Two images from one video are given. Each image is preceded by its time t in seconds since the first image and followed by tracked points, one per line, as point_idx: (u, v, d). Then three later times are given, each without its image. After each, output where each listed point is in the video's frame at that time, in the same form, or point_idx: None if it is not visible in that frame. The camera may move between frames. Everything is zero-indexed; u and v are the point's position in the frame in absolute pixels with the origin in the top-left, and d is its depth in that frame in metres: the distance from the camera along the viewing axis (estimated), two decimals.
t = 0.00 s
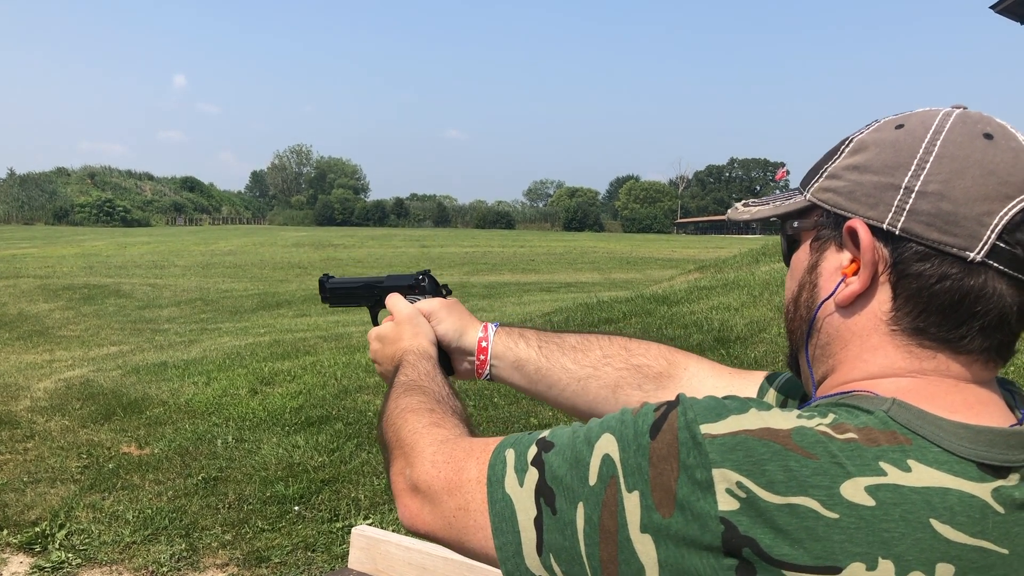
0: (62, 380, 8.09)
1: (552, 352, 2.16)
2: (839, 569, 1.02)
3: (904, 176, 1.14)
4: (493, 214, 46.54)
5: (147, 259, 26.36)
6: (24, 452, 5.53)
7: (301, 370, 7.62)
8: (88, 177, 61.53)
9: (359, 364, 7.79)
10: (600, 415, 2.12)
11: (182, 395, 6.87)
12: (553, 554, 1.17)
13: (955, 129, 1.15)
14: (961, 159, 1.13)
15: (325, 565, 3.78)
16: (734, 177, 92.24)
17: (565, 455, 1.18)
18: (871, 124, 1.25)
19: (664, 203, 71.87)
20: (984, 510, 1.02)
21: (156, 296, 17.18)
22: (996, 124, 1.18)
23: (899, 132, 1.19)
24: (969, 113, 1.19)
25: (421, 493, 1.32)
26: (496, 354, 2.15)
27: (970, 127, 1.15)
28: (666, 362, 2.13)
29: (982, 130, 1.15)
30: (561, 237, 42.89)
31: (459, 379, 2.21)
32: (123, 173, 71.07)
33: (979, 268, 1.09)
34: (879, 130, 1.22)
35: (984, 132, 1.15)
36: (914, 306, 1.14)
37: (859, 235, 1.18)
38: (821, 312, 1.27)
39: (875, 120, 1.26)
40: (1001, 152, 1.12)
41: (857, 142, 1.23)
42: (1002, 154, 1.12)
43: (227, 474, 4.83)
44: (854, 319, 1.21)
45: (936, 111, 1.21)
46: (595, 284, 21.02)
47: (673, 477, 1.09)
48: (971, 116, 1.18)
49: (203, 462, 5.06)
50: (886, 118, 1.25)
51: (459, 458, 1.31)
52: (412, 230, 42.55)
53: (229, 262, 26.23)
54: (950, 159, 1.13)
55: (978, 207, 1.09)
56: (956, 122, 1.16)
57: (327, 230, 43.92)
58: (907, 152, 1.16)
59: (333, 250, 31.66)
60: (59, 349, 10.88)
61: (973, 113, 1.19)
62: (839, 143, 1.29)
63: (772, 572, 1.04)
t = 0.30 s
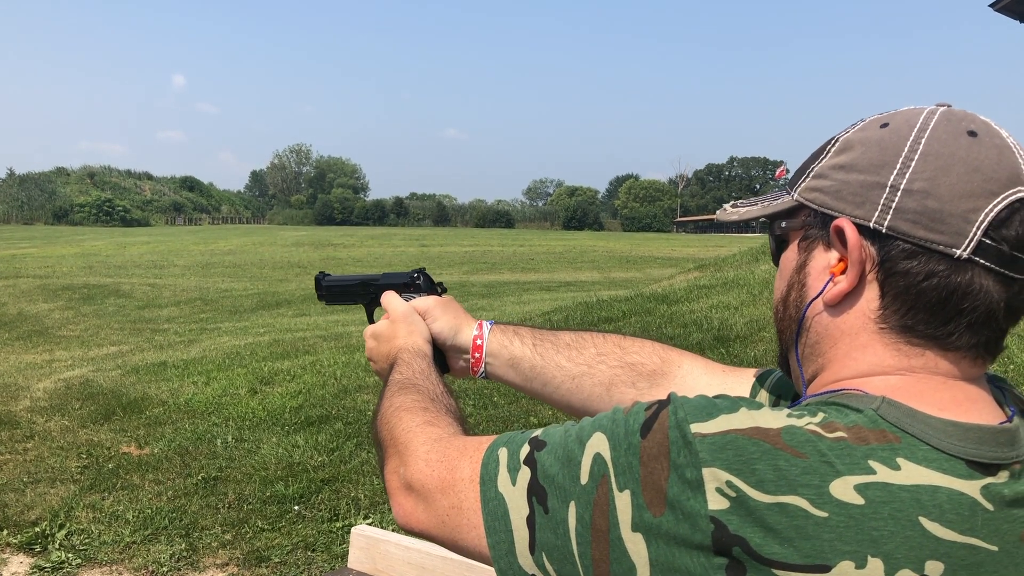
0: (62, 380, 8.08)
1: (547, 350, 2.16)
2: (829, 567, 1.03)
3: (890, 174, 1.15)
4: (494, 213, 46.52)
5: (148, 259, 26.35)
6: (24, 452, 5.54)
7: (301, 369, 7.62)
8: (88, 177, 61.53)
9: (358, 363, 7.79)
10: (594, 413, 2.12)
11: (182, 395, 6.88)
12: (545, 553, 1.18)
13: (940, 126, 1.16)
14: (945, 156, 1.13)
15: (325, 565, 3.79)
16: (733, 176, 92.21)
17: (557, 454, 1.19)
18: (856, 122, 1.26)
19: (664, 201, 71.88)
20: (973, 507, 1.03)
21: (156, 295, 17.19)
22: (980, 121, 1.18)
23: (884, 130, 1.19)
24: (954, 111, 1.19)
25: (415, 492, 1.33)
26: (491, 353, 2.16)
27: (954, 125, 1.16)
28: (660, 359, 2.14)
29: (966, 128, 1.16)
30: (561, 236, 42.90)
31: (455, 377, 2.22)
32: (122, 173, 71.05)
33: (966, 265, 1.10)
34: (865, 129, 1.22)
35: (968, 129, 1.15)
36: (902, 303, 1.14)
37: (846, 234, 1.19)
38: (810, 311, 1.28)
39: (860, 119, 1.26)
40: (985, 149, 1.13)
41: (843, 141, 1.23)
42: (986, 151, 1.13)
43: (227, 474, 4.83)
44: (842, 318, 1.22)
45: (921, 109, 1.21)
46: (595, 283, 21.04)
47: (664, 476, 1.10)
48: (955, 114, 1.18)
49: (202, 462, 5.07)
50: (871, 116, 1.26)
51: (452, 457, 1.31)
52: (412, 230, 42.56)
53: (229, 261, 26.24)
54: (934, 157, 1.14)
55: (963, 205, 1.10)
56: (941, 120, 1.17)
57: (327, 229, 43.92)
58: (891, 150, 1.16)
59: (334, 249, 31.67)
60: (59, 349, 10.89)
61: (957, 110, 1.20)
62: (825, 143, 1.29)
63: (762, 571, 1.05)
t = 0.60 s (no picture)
0: (62, 379, 8.08)
1: (549, 348, 2.16)
2: (832, 568, 1.02)
3: (893, 172, 1.15)
4: (493, 212, 46.48)
5: (147, 258, 26.34)
6: (24, 451, 5.54)
7: (301, 368, 7.62)
8: (87, 176, 61.49)
9: (359, 362, 7.78)
10: (596, 411, 2.12)
11: (182, 394, 6.87)
12: (545, 554, 1.18)
13: (943, 124, 1.15)
14: (948, 154, 1.13)
15: (325, 564, 3.78)
16: (733, 175, 92.19)
17: (558, 455, 1.18)
18: (859, 120, 1.26)
19: (664, 200, 71.91)
20: (975, 506, 1.03)
21: (156, 295, 17.17)
22: (983, 118, 1.18)
23: (887, 128, 1.19)
24: (957, 109, 1.19)
25: (415, 491, 1.33)
26: (493, 350, 2.15)
27: (958, 122, 1.15)
28: (662, 358, 2.14)
29: (971, 126, 1.15)
30: (561, 234, 42.85)
31: (457, 374, 2.22)
32: (122, 172, 71.02)
33: (969, 263, 1.09)
34: (867, 126, 1.22)
35: (972, 127, 1.15)
36: (905, 302, 1.14)
37: (849, 232, 1.19)
38: (812, 310, 1.28)
39: (863, 117, 1.26)
40: (989, 147, 1.13)
41: (846, 139, 1.23)
42: (990, 149, 1.12)
43: (227, 473, 4.83)
44: (845, 316, 1.22)
45: (924, 106, 1.21)
46: (595, 282, 21.03)
47: (665, 477, 1.09)
48: (959, 111, 1.18)
49: (203, 461, 5.07)
50: (874, 114, 1.25)
51: (453, 457, 1.31)
52: (412, 229, 42.52)
53: (229, 261, 26.22)
54: (937, 154, 1.13)
55: (966, 203, 1.10)
56: (944, 118, 1.16)
57: (327, 229, 43.90)
58: (894, 148, 1.16)
59: (334, 249, 31.65)
60: (59, 348, 10.88)
61: (961, 108, 1.19)
62: (827, 140, 1.29)
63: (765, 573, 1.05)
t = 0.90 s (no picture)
0: (62, 378, 8.08)
1: (568, 333, 2.15)
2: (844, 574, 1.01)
3: (901, 173, 1.14)
4: (493, 211, 46.44)
5: (148, 257, 26.32)
6: (25, 450, 5.53)
7: (301, 367, 7.60)
8: (88, 175, 61.46)
9: (359, 361, 7.77)
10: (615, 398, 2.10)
11: (183, 393, 6.87)
12: (554, 555, 1.17)
13: (951, 123, 1.14)
14: (957, 154, 1.11)
15: (325, 563, 3.77)
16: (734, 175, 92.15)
17: (567, 454, 1.17)
18: (866, 120, 1.24)
19: (664, 199, 71.89)
20: (990, 514, 1.01)
21: (156, 294, 17.17)
22: (993, 117, 1.16)
23: (895, 128, 1.18)
24: (966, 107, 1.17)
25: (418, 484, 1.31)
26: (510, 335, 2.13)
27: (967, 122, 1.14)
28: (684, 345, 2.14)
29: (980, 124, 1.14)
30: (561, 233, 42.81)
31: (468, 357, 2.20)
32: (123, 171, 71.03)
33: (981, 264, 1.08)
34: (875, 127, 1.21)
35: (981, 126, 1.14)
36: (916, 304, 1.13)
37: (858, 233, 1.17)
38: (823, 312, 1.26)
39: (870, 117, 1.25)
40: (999, 146, 1.11)
41: (853, 139, 1.22)
42: (1000, 148, 1.11)
43: (227, 472, 4.82)
44: (856, 319, 1.20)
45: (933, 105, 1.20)
46: (595, 281, 21.02)
47: (676, 479, 1.08)
48: (967, 110, 1.17)
49: (203, 460, 5.06)
50: (881, 114, 1.24)
51: (459, 450, 1.30)
52: (412, 228, 42.48)
53: (230, 260, 26.21)
54: (946, 154, 1.12)
55: (977, 203, 1.09)
56: (953, 116, 1.15)
57: (328, 227, 43.88)
58: (903, 148, 1.15)
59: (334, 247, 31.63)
60: (59, 347, 10.87)
61: (969, 107, 1.18)
62: (834, 141, 1.28)
63: None
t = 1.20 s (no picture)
0: (62, 377, 8.06)
1: (560, 347, 2.13)
2: None
3: (924, 172, 1.12)
4: (493, 210, 46.45)
5: (148, 256, 26.31)
6: (25, 449, 5.51)
7: (301, 367, 7.59)
8: (88, 174, 61.49)
9: (359, 360, 7.76)
10: (609, 411, 2.09)
11: (182, 392, 6.85)
12: (561, 557, 1.15)
13: (976, 123, 1.13)
14: (982, 155, 1.10)
15: (325, 562, 3.76)
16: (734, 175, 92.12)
17: (576, 455, 1.16)
18: (888, 117, 1.23)
19: (664, 199, 71.96)
20: (1004, 515, 1.00)
21: (156, 293, 17.16)
22: (1018, 118, 1.15)
23: (919, 126, 1.16)
24: (991, 107, 1.16)
25: (426, 492, 1.30)
26: (503, 348, 2.12)
27: (992, 122, 1.13)
28: (676, 357, 2.11)
29: (1005, 125, 1.13)
30: (561, 233, 42.80)
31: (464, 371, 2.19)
32: (122, 170, 70.99)
33: (1001, 266, 1.07)
34: (897, 125, 1.19)
35: (1006, 127, 1.12)
36: (934, 305, 1.11)
37: (878, 232, 1.16)
38: (837, 312, 1.25)
39: (891, 115, 1.23)
40: None
41: (874, 137, 1.20)
42: None
43: (227, 471, 4.81)
44: (872, 318, 1.19)
45: (956, 104, 1.18)
46: (595, 281, 21.00)
47: (687, 481, 1.07)
48: (993, 110, 1.15)
49: (203, 459, 5.04)
50: (903, 112, 1.23)
51: (465, 457, 1.29)
52: (412, 227, 42.47)
53: (229, 259, 26.21)
54: (970, 154, 1.11)
55: (1000, 205, 1.07)
56: (978, 116, 1.13)
57: (327, 226, 43.89)
58: (926, 147, 1.13)
59: (334, 246, 31.63)
60: (59, 346, 10.85)
61: (994, 107, 1.17)
62: (855, 138, 1.26)
63: None
